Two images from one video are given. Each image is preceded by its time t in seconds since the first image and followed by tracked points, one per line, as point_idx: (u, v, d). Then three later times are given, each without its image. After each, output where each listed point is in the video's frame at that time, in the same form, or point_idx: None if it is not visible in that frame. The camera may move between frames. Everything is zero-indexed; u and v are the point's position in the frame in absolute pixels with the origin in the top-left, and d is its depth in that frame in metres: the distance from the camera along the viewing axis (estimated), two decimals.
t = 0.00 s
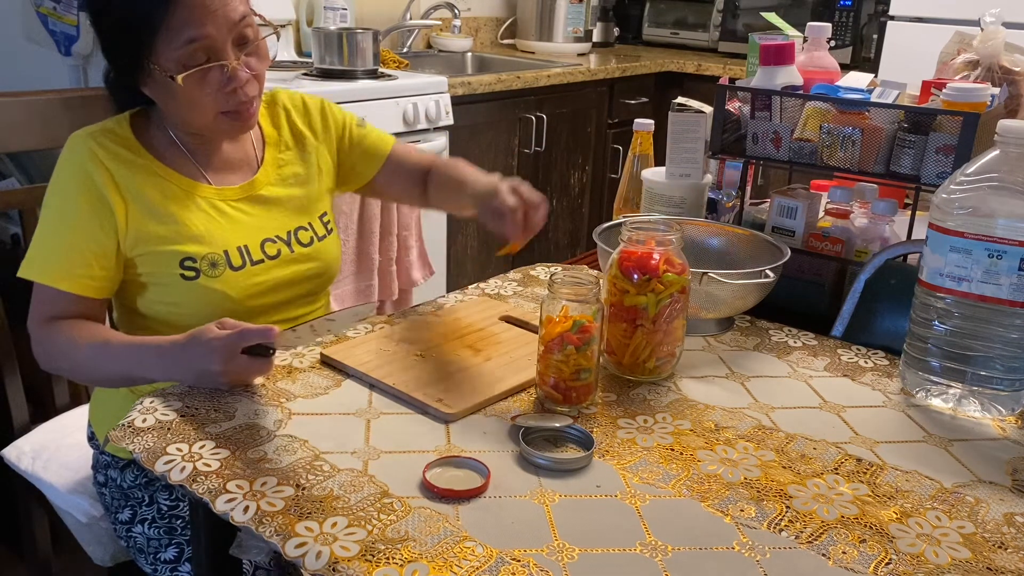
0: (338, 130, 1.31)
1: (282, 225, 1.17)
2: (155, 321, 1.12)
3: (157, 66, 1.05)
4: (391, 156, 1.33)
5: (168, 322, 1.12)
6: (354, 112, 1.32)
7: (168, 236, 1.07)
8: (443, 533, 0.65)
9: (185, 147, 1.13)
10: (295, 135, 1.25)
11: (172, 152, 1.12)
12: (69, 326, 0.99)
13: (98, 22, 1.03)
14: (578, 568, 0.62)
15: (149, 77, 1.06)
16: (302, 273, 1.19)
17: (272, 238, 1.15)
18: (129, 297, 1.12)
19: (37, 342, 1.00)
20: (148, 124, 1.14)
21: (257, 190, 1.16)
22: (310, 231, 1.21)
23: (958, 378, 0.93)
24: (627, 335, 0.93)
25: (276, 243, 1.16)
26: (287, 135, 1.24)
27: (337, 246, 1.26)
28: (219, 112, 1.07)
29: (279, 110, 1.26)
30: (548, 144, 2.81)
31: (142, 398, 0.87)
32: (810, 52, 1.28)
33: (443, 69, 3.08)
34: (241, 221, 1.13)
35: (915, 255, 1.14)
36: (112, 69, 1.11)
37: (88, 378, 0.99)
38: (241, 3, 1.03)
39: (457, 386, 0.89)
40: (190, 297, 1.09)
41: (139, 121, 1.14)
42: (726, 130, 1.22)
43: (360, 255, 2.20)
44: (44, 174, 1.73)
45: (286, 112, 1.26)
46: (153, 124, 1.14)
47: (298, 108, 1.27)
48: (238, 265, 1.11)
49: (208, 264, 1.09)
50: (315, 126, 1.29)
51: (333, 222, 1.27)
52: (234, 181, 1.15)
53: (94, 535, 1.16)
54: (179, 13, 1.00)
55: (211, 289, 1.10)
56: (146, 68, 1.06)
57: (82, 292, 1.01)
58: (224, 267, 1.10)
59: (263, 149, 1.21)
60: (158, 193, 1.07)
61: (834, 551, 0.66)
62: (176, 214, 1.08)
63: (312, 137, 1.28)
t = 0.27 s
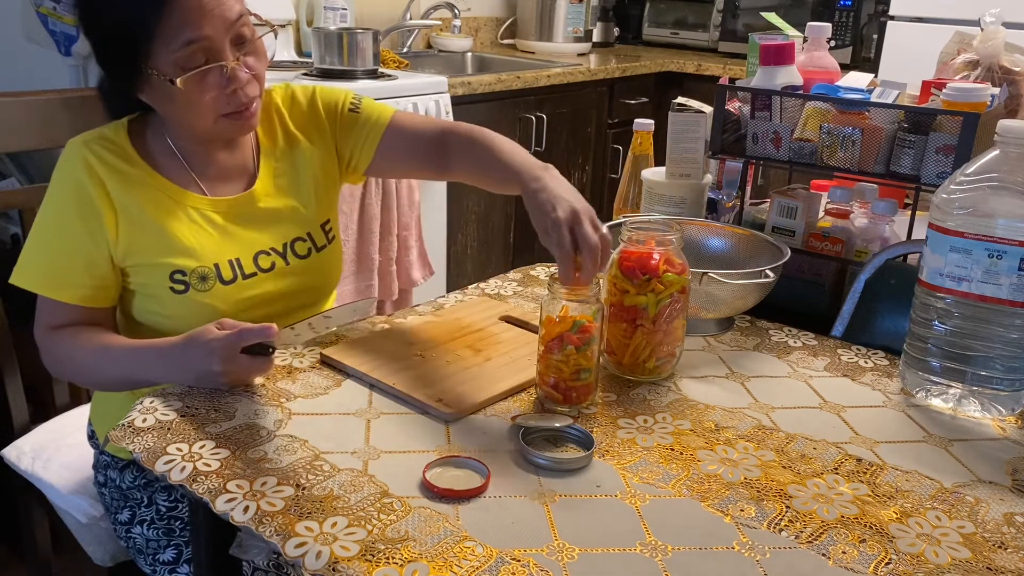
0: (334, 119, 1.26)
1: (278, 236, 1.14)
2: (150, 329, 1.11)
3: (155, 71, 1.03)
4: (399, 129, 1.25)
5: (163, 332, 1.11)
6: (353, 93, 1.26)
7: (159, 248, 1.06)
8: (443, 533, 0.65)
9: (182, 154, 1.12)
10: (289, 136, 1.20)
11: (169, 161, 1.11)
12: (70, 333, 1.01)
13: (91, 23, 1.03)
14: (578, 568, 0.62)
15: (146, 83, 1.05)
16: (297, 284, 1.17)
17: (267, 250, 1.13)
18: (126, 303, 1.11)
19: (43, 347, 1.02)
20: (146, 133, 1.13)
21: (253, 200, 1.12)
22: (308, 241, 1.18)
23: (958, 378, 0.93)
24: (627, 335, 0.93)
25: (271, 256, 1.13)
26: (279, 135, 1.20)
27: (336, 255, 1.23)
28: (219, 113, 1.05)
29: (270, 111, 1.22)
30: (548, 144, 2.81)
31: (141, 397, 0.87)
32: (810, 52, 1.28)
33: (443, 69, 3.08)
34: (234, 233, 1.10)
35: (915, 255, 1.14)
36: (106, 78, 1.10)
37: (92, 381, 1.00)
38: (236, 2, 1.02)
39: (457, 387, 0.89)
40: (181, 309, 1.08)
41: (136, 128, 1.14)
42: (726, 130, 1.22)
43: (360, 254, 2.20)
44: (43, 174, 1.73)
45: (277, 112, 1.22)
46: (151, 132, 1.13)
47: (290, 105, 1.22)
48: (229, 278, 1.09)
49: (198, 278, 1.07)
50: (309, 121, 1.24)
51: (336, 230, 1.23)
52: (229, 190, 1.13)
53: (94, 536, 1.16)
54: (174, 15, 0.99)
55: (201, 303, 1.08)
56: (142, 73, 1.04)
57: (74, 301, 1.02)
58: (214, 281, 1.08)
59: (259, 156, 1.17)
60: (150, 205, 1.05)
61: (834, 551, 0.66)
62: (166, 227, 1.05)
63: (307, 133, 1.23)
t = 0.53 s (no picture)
0: (339, 122, 1.26)
1: (282, 242, 1.14)
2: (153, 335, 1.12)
3: (160, 77, 1.03)
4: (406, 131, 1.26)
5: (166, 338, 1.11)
6: (358, 95, 1.27)
7: (163, 256, 1.05)
8: (443, 533, 0.65)
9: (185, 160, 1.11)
10: (293, 140, 1.20)
11: (171, 167, 1.11)
12: (68, 339, 1.01)
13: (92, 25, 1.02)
14: (578, 568, 0.62)
15: (150, 89, 1.04)
16: (301, 290, 1.17)
17: (271, 257, 1.13)
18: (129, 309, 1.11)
19: (41, 354, 1.02)
20: (148, 137, 1.13)
21: (257, 207, 1.12)
22: (312, 246, 1.18)
23: (958, 378, 0.93)
24: (627, 335, 0.93)
25: (275, 262, 1.13)
26: (284, 138, 1.20)
27: (340, 260, 1.23)
28: (225, 119, 1.05)
29: (275, 114, 1.22)
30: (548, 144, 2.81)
31: (141, 398, 0.87)
32: (810, 52, 1.28)
33: (443, 69, 3.08)
34: (239, 241, 1.10)
35: (915, 255, 1.14)
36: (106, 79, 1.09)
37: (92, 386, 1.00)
38: (242, 7, 1.01)
39: (457, 386, 0.89)
40: (185, 316, 1.08)
41: (137, 132, 1.14)
42: (726, 130, 1.22)
43: (360, 254, 2.20)
44: (43, 174, 1.73)
45: (281, 115, 1.22)
46: (153, 136, 1.13)
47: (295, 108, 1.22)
48: (233, 285, 1.09)
49: (203, 286, 1.07)
50: (314, 123, 1.24)
51: (338, 234, 1.23)
52: (231, 197, 1.13)
53: (93, 536, 1.16)
54: (180, 22, 0.98)
55: (205, 311, 1.08)
56: (146, 78, 1.04)
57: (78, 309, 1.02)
58: (219, 289, 1.08)
59: (262, 161, 1.17)
60: (153, 212, 1.05)
61: (834, 551, 0.66)
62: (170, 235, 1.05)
63: (312, 136, 1.23)
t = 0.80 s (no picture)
0: (344, 123, 1.26)
1: (286, 245, 1.14)
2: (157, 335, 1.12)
3: (169, 81, 1.03)
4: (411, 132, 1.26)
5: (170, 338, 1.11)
6: (362, 96, 1.27)
7: (168, 259, 1.05)
8: (443, 533, 0.65)
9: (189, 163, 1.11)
10: (298, 142, 1.20)
11: (176, 169, 1.11)
12: (70, 340, 1.01)
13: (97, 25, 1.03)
14: (578, 568, 0.62)
15: (158, 92, 1.05)
16: (305, 292, 1.17)
17: (276, 259, 1.13)
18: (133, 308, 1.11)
19: (43, 354, 1.02)
20: (153, 139, 1.13)
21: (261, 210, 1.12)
22: (316, 249, 1.18)
23: (958, 378, 0.93)
24: (627, 335, 0.93)
25: (279, 265, 1.13)
26: (290, 141, 1.19)
27: (344, 263, 1.24)
28: (233, 124, 1.05)
29: (280, 116, 1.21)
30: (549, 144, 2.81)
31: (141, 398, 0.87)
32: (810, 52, 1.28)
33: (443, 69, 3.08)
34: (244, 243, 1.10)
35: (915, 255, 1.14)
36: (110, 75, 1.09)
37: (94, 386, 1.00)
38: (252, 12, 1.01)
39: (457, 386, 0.89)
40: (190, 318, 1.09)
41: (143, 133, 1.13)
42: (726, 130, 1.22)
43: (361, 254, 2.20)
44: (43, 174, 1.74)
45: (286, 117, 1.21)
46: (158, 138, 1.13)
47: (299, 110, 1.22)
48: (238, 288, 1.09)
49: (207, 289, 1.07)
50: (319, 125, 1.24)
51: (343, 235, 1.23)
52: (236, 199, 1.13)
53: (94, 536, 1.16)
54: (189, 26, 0.98)
55: (209, 313, 1.08)
56: (154, 81, 1.04)
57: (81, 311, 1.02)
58: (223, 292, 1.08)
59: (266, 163, 1.17)
60: (158, 216, 1.05)
61: (834, 551, 0.66)
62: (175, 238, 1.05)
63: (317, 138, 1.23)
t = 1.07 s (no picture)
0: (343, 124, 1.26)
1: (287, 246, 1.14)
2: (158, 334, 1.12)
3: (176, 84, 1.02)
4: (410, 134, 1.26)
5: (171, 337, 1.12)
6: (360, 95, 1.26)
7: (169, 261, 1.05)
8: (443, 533, 0.65)
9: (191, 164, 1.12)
10: (298, 143, 1.20)
11: (177, 170, 1.11)
12: (70, 341, 1.01)
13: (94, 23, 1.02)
14: (578, 568, 0.62)
15: (165, 95, 1.04)
16: (306, 294, 1.17)
17: (276, 261, 1.13)
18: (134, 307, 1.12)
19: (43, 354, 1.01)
20: (155, 140, 1.13)
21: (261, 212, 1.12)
22: (317, 250, 1.18)
23: (958, 378, 0.93)
24: (627, 335, 0.93)
25: (280, 266, 1.13)
26: (289, 142, 1.19)
27: (343, 264, 1.23)
28: (239, 126, 1.05)
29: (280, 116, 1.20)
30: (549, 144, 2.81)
31: (141, 398, 0.87)
32: (810, 52, 1.28)
33: (443, 69, 3.08)
34: (244, 245, 1.10)
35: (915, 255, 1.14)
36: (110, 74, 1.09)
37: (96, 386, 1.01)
38: (259, 16, 1.01)
39: (457, 386, 0.89)
40: (191, 319, 1.09)
41: (145, 134, 1.13)
42: (726, 130, 1.22)
43: (360, 255, 2.20)
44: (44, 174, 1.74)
45: (286, 118, 1.21)
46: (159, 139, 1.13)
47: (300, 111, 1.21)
48: (239, 290, 1.09)
49: (209, 291, 1.07)
50: (319, 126, 1.24)
51: (343, 236, 1.23)
52: (236, 201, 1.13)
53: (94, 536, 1.16)
54: (198, 31, 0.97)
55: (210, 315, 1.09)
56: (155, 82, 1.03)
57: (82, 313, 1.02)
58: (225, 294, 1.08)
59: (266, 164, 1.17)
60: (160, 218, 1.04)
61: (834, 551, 0.66)
62: (176, 241, 1.05)
63: (316, 139, 1.23)
